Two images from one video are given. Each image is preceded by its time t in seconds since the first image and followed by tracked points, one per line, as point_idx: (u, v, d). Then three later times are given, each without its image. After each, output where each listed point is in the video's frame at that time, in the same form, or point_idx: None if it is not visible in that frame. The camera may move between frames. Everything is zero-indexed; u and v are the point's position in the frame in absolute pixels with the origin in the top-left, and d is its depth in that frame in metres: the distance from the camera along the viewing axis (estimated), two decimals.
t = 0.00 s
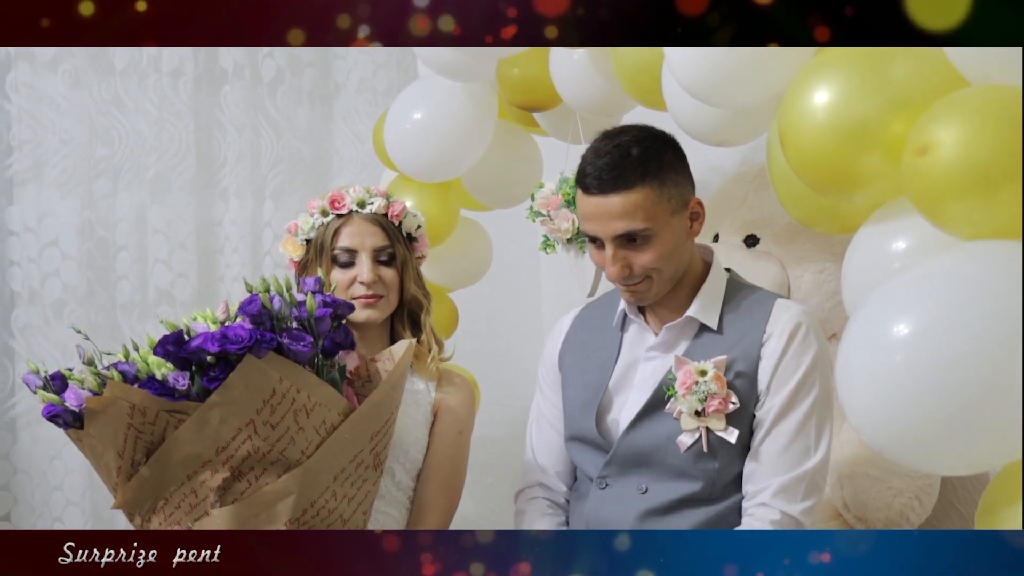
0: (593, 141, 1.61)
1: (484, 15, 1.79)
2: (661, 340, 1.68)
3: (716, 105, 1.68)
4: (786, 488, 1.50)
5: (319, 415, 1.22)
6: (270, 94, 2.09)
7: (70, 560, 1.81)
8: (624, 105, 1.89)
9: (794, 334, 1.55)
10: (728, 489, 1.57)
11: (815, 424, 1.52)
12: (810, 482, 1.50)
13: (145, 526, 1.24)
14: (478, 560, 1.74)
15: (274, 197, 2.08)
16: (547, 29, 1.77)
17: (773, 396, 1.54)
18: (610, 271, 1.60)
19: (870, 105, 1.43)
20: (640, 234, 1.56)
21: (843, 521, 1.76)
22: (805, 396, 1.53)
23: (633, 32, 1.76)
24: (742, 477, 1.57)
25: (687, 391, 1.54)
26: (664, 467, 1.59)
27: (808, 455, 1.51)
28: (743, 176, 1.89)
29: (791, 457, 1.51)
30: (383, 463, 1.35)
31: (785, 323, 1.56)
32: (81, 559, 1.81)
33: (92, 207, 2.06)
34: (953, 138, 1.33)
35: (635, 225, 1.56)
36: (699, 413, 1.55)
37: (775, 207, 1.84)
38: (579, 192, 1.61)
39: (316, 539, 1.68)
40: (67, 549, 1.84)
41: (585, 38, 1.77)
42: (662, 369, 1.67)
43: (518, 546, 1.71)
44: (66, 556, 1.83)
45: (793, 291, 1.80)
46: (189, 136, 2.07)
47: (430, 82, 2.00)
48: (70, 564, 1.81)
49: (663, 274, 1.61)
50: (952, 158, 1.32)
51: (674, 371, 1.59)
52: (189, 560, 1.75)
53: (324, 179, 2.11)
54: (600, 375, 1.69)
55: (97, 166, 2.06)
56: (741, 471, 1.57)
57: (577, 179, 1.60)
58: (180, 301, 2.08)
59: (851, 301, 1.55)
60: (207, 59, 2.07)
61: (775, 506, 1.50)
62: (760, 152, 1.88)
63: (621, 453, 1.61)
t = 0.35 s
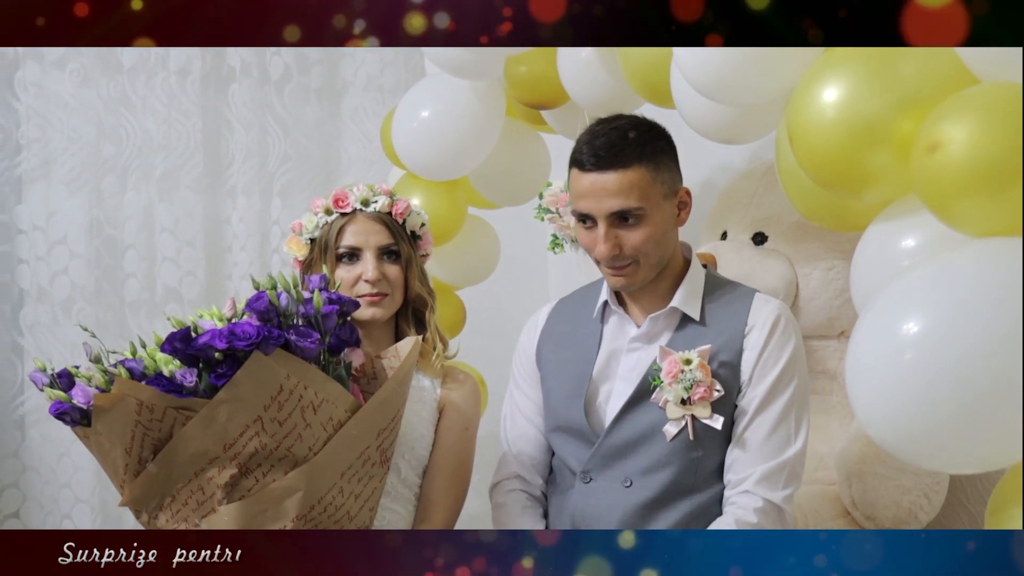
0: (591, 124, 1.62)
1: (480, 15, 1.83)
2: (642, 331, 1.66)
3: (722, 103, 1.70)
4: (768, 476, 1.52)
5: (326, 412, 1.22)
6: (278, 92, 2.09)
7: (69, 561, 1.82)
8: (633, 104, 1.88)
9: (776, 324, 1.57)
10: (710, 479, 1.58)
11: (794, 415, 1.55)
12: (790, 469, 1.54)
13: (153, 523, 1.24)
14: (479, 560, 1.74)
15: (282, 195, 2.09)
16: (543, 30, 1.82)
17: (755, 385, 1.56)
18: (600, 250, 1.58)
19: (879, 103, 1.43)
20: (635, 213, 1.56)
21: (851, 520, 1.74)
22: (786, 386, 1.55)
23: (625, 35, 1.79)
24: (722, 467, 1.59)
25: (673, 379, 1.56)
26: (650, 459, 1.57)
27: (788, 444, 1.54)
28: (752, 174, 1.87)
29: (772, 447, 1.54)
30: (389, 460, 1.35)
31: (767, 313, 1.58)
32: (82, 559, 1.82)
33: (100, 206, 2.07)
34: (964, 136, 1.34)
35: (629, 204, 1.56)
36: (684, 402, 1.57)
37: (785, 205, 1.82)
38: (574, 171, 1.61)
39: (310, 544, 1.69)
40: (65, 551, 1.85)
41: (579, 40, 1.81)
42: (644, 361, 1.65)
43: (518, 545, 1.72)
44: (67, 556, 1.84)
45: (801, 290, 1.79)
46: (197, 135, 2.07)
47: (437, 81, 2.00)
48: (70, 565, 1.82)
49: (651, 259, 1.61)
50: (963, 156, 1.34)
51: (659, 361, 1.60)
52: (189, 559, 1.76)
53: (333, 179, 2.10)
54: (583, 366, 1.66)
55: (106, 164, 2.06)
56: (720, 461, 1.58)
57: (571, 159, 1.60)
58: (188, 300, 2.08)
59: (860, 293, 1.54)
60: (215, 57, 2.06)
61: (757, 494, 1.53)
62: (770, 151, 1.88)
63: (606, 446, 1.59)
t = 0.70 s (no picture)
0: (610, 111, 1.64)
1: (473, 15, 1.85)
2: (637, 329, 1.66)
3: (728, 101, 1.71)
4: (767, 470, 1.55)
5: (331, 413, 1.23)
6: (286, 89, 2.09)
7: (69, 560, 1.84)
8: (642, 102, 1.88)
9: (768, 321, 1.59)
10: (709, 475, 1.60)
11: (789, 412, 1.58)
12: (787, 463, 1.56)
13: (157, 522, 1.25)
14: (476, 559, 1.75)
15: (291, 192, 2.08)
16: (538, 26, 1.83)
17: (750, 381, 1.58)
18: (615, 230, 1.59)
19: (888, 101, 1.43)
20: (654, 197, 1.58)
21: (860, 517, 1.74)
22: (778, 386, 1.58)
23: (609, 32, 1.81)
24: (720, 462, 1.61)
25: (674, 378, 1.56)
26: (651, 457, 1.58)
27: (783, 439, 1.57)
28: (761, 171, 1.87)
29: (768, 442, 1.56)
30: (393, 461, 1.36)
31: (760, 309, 1.60)
32: (82, 559, 1.84)
33: (110, 203, 2.08)
34: (974, 133, 1.35)
35: (650, 186, 1.57)
36: (684, 400, 1.57)
37: (794, 202, 1.82)
38: (590, 152, 1.61)
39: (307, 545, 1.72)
40: (68, 549, 1.86)
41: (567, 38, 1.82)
42: (643, 358, 1.65)
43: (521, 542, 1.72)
44: (67, 556, 1.86)
45: (809, 287, 1.78)
46: (206, 132, 2.08)
47: (447, 77, 1.99)
48: (71, 564, 1.85)
49: (657, 249, 1.63)
50: (970, 155, 1.35)
51: (656, 359, 1.60)
52: (189, 560, 1.80)
53: (341, 174, 2.10)
54: (578, 365, 1.65)
55: (115, 161, 2.07)
56: (718, 455, 1.60)
57: (588, 141, 1.61)
58: (198, 296, 2.09)
59: (869, 293, 1.52)
60: (223, 54, 2.06)
61: (757, 488, 1.54)
62: (778, 148, 1.88)
63: (607, 445, 1.59)
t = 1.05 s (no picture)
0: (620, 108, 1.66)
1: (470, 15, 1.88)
2: (647, 324, 1.67)
3: (734, 100, 1.71)
4: (778, 463, 1.56)
5: (336, 420, 1.22)
6: (290, 87, 2.09)
7: (69, 560, 1.84)
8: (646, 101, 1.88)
9: (778, 316, 1.61)
10: (720, 470, 1.60)
11: (799, 408, 1.60)
12: (798, 458, 1.58)
13: (159, 522, 1.26)
14: (474, 557, 1.76)
15: (294, 190, 2.08)
16: (532, 27, 1.86)
17: (761, 375, 1.60)
18: (629, 219, 1.60)
19: (890, 101, 1.44)
20: (665, 186, 1.60)
21: (863, 516, 1.77)
22: (788, 380, 1.60)
23: (606, 29, 1.83)
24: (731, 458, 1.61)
25: (684, 369, 1.57)
26: (662, 452, 1.58)
27: (795, 434, 1.58)
28: (763, 171, 1.88)
29: (780, 435, 1.58)
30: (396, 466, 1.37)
31: (769, 306, 1.62)
32: (82, 559, 1.84)
33: (113, 201, 2.07)
34: (975, 133, 1.35)
35: (663, 175, 1.59)
36: (695, 393, 1.58)
37: (797, 201, 1.83)
38: (602, 144, 1.63)
39: (306, 545, 1.74)
40: (67, 549, 1.86)
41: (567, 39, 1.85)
42: (653, 353, 1.66)
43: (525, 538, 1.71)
44: (67, 556, 1.86)
45: (812, 286, 1.79)
46: (209, 130, 2.08)
47: (450, 74, 1.99)
48: (71, 564, 1.85)
49: (668, 240, 1.64)
50: (972, 154, 1.36)
51: (666, 354, 1.61)
52: (189, 560, 1.79)
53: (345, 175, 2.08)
54: (590, 360, 1.66)
55: (119, 160, 2.07)
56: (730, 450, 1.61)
57: (600, 134, 1.63)
58: (201, 294, 2.08)
59: (872, 291, 1.54)
60: (227, 53, 2.06)
61: (768, 482, 1.56)
62: (780, 147, 1.88)
63: (617, 441, 1.59)
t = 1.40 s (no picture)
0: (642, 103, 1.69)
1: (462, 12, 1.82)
2: (648, 321, 1.68)
3: (735, 99, 1.71)
4: (779, 462, 1.55)
5: (345, 415, 1.22)
6: (292, 87, 2.10)
7: (69, 560, 1.84)
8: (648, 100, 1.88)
9: (781, 314, 1.61)
10: (721, 469, 1.61)
11: (802, 402, 1.60)
12: (800, 456, 1.57)
13: (165, 522, 1.25)
14: (474, 556, 1.76)
15: (296, 188, 2.10)
16: (526, 24, 1.81)
17: (762, 373, 1.60)
18: (635, 202, 1.60)
19: (892, 99, 1.44)
20: (676, 175, 1.61)
21: (863, 515, 1.77)
22: (791, 376, 1.60)
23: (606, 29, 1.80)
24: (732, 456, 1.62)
25: (682, 367, 1.57)
26: (662, 451, 1.59)
27: (797, 431, 1.58)
28: (765, 170, 1.89)
29: (783, 433, 1.58)
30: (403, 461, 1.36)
31: (772, 302, 1.62)
32: (82, 559, 1.84)
33: (115, 199, 2.06)
34: (977, 132, 1.35)
35: (675, 163, 1.60)
36: (694, 390, 1.58)
37: (799, 200, 1.84)
38: (619, 130, 1.64)
39: (308, 543, 1.72)
40: (67, 549, 1.86)
41: (566, 39, 1.82)
42: (654, 350, 1.67)
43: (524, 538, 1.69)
44: (67, 556, 1.86)
45: (813, 285, 1.80)
46: (211, 128, 2.07)
47: (451, 73, 2.00)
48: (70, 564, 1.84)
49: (674, 231, 1.63)
50: (975, 153, 1.35)
51: (666, 351, 1.61)
52: (189, 560, 1.77)
53: (347, 168, 2.12)
54: (591, 357, 1.66)
55: (121, 158, 2.06)
56: (731, 449, 1.61)
57: (618, 121, 1.65)
58: (203, 293, 2.09)
59: (871, 289, 1.57)
60: (229, 52, 2.07)
61: (768, 481, 1.55)
62: (782, 147, 1.91)
63: (617, 440, 1.60)
